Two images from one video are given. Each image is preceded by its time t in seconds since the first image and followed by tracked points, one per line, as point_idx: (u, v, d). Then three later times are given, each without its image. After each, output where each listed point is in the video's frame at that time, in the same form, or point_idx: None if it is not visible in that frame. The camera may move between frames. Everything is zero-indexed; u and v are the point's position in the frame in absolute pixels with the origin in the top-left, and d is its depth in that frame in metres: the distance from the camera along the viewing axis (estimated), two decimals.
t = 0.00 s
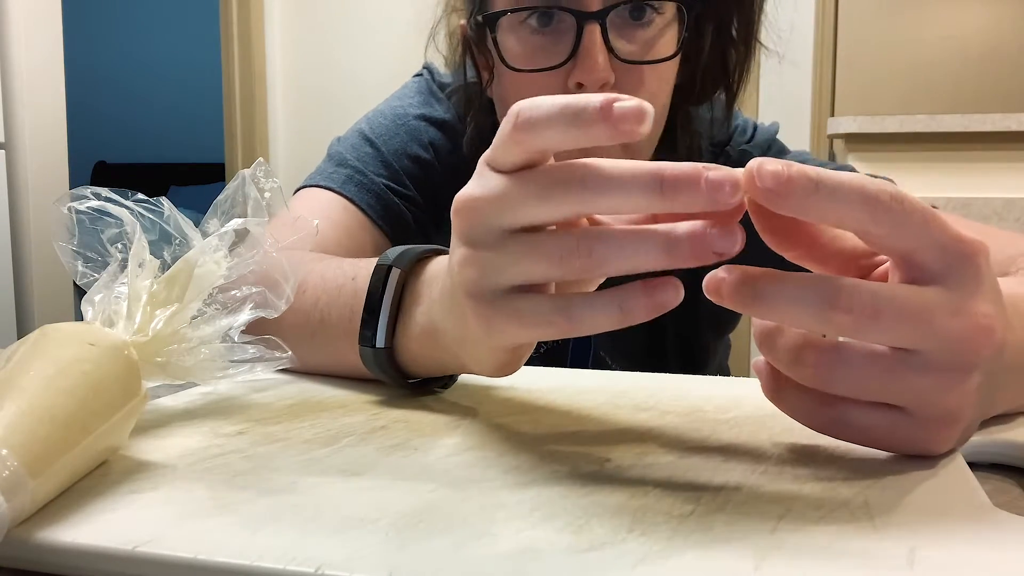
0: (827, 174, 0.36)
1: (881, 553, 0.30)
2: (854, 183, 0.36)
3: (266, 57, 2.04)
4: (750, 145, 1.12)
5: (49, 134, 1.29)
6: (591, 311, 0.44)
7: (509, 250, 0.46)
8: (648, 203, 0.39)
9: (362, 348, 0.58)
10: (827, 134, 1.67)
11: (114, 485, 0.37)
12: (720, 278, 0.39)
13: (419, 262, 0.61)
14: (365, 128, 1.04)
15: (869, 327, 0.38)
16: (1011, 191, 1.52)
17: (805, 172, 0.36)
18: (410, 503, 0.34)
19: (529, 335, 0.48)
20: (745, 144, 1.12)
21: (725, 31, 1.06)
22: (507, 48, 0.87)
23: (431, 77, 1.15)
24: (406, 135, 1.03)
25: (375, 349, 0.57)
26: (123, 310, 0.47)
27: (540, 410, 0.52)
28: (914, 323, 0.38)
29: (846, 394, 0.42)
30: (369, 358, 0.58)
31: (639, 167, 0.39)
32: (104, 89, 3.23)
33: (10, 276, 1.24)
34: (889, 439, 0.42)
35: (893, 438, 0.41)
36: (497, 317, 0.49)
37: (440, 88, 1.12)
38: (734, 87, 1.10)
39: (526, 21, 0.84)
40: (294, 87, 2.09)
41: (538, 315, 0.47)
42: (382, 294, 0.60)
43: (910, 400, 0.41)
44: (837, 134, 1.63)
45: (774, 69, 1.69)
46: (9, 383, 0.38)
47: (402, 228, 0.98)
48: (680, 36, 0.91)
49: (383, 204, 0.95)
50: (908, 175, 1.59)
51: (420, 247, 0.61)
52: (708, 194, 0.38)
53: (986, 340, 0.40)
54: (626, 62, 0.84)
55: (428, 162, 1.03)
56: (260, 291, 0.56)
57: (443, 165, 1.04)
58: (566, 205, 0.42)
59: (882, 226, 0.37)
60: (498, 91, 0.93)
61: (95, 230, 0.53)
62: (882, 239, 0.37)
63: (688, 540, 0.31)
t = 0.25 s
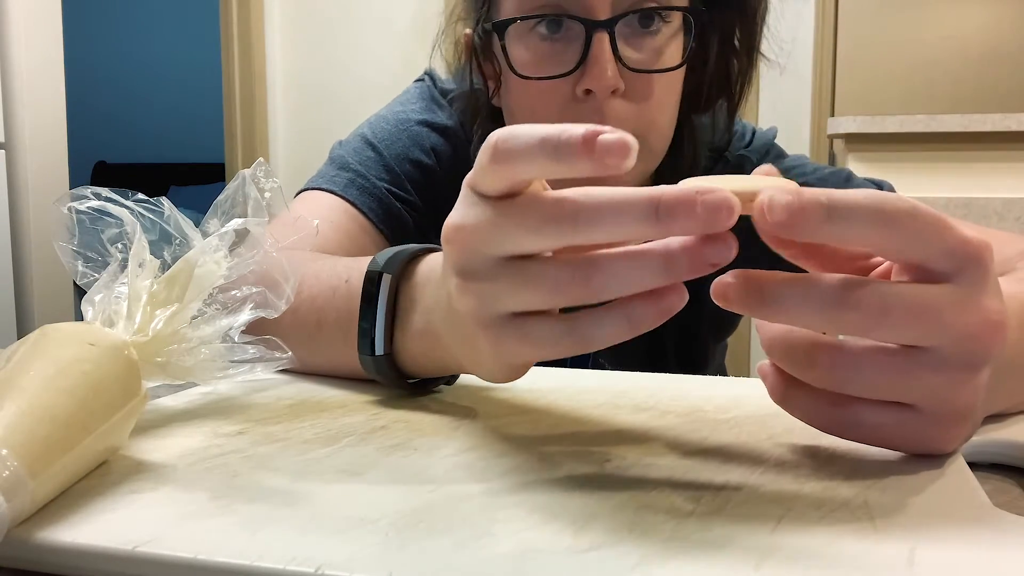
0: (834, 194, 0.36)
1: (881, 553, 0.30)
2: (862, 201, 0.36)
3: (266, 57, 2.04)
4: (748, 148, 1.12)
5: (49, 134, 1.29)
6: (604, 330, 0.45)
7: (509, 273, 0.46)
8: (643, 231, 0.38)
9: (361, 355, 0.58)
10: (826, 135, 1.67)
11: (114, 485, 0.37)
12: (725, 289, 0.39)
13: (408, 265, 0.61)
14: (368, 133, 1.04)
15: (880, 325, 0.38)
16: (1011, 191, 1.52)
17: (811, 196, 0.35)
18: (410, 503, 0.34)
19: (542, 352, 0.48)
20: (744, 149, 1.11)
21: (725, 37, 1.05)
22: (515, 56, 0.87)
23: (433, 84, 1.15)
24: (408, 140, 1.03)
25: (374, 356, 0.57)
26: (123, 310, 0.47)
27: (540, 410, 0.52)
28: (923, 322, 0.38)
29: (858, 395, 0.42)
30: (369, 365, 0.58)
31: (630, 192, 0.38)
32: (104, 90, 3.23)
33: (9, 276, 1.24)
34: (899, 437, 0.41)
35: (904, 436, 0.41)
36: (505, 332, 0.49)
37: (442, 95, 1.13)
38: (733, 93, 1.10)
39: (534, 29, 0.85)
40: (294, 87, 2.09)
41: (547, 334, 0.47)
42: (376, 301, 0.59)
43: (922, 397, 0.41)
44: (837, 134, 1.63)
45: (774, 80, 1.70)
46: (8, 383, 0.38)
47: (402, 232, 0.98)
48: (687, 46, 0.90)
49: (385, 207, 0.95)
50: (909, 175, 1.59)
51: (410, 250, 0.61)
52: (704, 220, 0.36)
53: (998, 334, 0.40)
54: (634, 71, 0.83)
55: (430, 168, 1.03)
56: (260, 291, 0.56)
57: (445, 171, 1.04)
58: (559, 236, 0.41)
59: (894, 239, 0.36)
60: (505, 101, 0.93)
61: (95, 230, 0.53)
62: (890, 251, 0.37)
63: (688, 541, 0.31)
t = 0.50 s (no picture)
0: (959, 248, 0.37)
1: (881, 553, 0.30)
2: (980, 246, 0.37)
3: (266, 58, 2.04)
4: (744, 152, 1.09)
5: (49, 134, 1.29)
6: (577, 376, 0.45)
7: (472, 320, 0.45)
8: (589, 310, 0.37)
9: (361, 368, 0.57)
10: (826, 135, 1.67)
11: (114, 485, 0.37)
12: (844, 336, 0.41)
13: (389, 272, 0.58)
14: (367, 136, 1.04)
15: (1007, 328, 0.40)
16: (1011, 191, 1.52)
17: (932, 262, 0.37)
18: (410, 503, 0.34)
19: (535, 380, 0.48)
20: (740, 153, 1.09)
21: (723, 45, 1.06)
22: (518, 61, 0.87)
23: (432, 87, 1.16)
24: (408, 143, 1.03)
25: (374, 369, 0.56)
26: (123, 310, 0.47)
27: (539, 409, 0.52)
28: None
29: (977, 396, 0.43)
30: (371, 377, 0.57)
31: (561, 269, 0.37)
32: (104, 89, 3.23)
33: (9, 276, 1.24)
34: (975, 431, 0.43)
35: None
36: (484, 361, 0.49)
37: (441, 100, 1.13)
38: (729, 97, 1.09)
39: (539, 34, 0.85)
40: (294, 87, 2.09)
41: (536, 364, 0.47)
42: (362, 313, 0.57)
43: None
44: (837, 134, 1.63)
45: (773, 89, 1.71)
46: (9, 383, 0.38)
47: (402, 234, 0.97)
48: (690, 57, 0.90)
49: (385, 209, 0.95)
50: (909, 175, 1.58)
51: (387, 253, 0.58)
52: (652, 293, 0.35)
53: None
54: (637, 81, 0.83)
55: (430, 170, 1.03)
56: (260, 291, 0.56)
57: (444, 174, 1.04)
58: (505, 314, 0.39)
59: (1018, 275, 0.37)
60: (507, 108, 0.92)
61: (95, 230, 0.53)
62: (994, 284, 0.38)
63: (688, 541, 0.31)
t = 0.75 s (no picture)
0: (943, 292, 0.37)
1: (881, 553, 0.30)
2: (965, 287, 0.37)
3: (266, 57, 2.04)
4: (741, 154, 1.08)
5: (49, 134, 1.29)
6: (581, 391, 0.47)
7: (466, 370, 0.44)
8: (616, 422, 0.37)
9: (356, 377, 0.58)
10: (826, 139, 1.69)
11: (112, 485, 0.37)
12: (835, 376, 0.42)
13: (354, 278, 0.57)
14: (364, 136, 1.04)
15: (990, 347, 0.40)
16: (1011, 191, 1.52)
17: (922, 304, 0.37)
18: (410, 503, 0.34)
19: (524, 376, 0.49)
20: (737, 155, 1.08)
21: (721, 48, 1.06)
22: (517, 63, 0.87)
23: (430, 88, 1.16)
24: (405, 143, 1.03)
25: (366, 376, 0.57)
26: (115, 310, 0.47)
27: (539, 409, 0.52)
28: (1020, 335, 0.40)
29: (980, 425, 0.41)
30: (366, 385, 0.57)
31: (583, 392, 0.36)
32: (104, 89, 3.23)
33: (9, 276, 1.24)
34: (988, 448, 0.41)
35: None
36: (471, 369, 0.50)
37: (439, 100, 1.13)
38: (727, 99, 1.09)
39: (537, 36, 0.85)
40: (294, 87, 2.09)
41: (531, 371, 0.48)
42: (339, 323, 0.57)
43: None
44: (837, 134, 1.63)
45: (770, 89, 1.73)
46: (6, 383, 0.38)
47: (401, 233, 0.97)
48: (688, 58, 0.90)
49: (384, 208, 0.95)
50: (909, 175, 1.58)
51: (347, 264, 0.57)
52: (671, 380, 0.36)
53: None
54: (636, 83, 0.83)
55: (427, 170, 1.03)
56: (248, 290, 0.55)
57: (442, 174, 1.04)
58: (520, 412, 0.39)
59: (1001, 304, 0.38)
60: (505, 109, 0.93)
61: (83, 234, 0.53)
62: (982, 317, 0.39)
63: (689, 541, 0.31)
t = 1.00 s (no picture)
0: (892, 257, 0.38)
1: (883, 554, 0.30)
2: (912, 248, 0.38)
3: (266, 57, 2.04)
4: (743, 154, 1.08)
5: (49, 134, 1.29)
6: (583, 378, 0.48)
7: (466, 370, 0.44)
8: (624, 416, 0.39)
9: (352, 377, 0.58)
10: (826, 137, 1.67)
11: (111, 485, 0.37)
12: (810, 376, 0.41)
13: (342, 277, 0.57)
14: (366, 136, 1.03)
15: (952, 327, 0.41)
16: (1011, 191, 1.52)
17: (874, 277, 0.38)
18: (410, 503, 0.34)
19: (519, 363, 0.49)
20: (739, 155, 1.08)
21: (724, 48, 1.06)
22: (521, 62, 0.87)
23: (431, 87, 1.16)
24: (406, 143, 1.03)
25: (363, 376, 0.57)
26: (109, 310, 0.47)
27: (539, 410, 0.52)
28: (976, 310, 0.41)
29: (952, 403, 0.43)
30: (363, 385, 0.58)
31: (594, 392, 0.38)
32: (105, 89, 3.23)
33: (9, 276, 1.24)
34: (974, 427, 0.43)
35: (1004, 418, 0.43)
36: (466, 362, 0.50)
37: (440, 99, 1.13)
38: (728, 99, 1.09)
39: (541, 35, 0.85)
40: (294, 87, 2.09)
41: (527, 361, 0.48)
42: (328, 322, 0.57)
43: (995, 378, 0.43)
44: (837, 134, 1.63)
45: (770, 87, 1.72)
46: (3, 383, 0.38)
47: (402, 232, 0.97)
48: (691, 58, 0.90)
49: (385, 208, 0.95)
50: (909, 174, 1.58)
51: (333, 263, 0.56)
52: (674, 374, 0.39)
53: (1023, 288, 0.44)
54: (641, 82, 0.83)
55: (428, 169, 1.02)
56: (240, 289, 0.56)
57: (444, 173, 1.04)
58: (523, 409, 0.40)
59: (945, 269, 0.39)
60: (508, 108, 0.93)
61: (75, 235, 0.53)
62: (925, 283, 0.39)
63: (688, 541, 0.31)
